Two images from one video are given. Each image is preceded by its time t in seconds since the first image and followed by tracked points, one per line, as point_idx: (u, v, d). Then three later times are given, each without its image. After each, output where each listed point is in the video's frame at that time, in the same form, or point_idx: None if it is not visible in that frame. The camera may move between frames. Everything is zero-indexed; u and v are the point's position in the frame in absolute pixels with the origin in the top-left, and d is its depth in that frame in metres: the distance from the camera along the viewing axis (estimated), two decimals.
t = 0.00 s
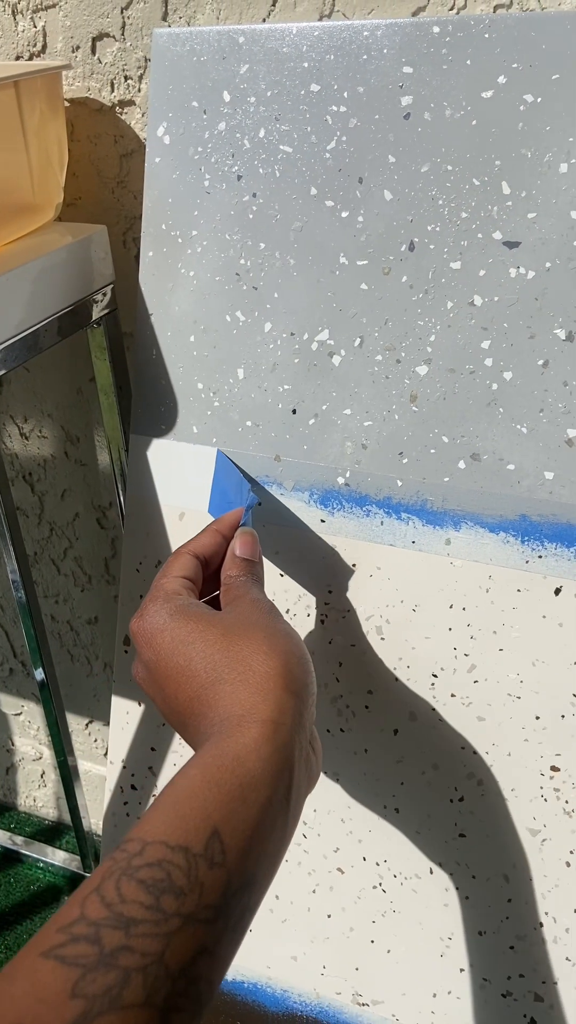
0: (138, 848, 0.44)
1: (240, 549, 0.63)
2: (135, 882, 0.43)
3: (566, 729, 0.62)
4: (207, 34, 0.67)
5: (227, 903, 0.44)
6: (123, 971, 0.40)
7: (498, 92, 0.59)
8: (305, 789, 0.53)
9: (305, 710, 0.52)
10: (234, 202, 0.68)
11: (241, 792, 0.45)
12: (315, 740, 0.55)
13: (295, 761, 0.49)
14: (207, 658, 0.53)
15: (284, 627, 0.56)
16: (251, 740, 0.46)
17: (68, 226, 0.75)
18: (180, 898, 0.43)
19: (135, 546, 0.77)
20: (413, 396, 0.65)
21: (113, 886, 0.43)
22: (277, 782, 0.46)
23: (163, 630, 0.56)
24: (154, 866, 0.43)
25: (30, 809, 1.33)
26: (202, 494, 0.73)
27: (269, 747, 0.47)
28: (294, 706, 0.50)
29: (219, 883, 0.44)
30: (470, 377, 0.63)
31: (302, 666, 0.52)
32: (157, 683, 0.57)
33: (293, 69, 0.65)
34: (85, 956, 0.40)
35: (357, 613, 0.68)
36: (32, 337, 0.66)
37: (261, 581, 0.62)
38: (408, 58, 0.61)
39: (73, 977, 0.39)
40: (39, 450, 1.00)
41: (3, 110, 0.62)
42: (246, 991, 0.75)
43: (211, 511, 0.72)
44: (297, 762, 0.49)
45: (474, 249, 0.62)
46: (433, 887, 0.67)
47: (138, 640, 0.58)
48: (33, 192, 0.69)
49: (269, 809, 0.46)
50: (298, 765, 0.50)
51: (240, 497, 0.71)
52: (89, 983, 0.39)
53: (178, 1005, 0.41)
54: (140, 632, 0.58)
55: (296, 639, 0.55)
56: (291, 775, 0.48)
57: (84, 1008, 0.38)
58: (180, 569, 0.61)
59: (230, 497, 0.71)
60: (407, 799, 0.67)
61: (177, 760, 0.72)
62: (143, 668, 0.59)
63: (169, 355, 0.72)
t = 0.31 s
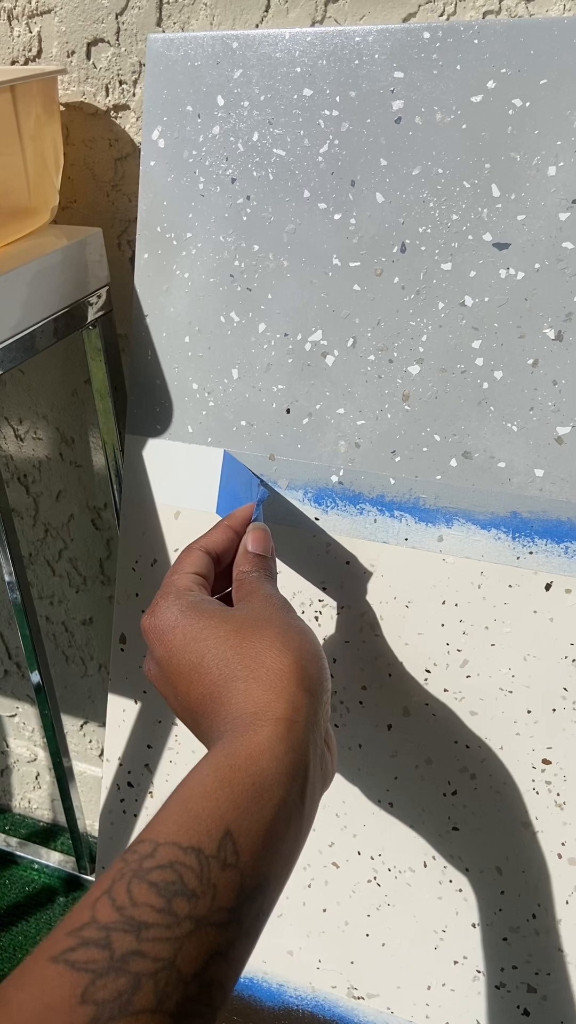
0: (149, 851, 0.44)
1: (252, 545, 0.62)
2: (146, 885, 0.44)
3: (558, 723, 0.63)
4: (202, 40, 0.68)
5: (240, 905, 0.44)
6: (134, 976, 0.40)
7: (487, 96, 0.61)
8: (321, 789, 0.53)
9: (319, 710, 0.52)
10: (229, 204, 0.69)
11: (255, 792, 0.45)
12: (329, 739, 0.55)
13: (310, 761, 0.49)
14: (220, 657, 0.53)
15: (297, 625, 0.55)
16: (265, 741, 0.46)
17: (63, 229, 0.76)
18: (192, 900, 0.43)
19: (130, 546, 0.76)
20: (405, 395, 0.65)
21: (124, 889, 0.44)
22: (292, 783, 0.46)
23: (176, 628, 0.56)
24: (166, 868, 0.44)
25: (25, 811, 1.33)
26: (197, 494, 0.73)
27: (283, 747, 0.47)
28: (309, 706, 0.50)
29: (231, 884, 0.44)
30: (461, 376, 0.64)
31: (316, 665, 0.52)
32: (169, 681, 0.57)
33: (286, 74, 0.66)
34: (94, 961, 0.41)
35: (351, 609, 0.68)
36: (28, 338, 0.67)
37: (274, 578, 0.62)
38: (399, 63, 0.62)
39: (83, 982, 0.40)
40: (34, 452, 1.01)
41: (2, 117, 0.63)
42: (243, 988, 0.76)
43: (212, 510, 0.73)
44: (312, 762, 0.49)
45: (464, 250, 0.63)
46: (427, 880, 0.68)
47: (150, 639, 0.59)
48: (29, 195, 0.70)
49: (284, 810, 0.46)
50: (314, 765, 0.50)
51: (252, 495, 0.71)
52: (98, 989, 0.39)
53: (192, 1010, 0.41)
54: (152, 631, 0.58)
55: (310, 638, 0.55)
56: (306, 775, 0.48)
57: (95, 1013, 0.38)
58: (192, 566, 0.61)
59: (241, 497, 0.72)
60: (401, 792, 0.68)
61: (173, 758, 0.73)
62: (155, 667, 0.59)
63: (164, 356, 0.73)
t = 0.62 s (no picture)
0: (152, 853, 0.44)
1: (260, 544, 0.63)
2: (150, 888, 0.43)
3: (546, 721, 0.64)
4: (194, 50, 0.69)
5: (245, 907, 0.44)
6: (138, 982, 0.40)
7: (474, 106, 0.62)
8: (327, 790, 0.53)
9: (326, 711, 0.51)
10: (220, 211, 0.70)
11: (261, 794, 0.45)
12: (336, 740, 0.55)
13: (317, 762, 0.49)
14: (226, 656, 0.53)
15: (304, 625, 0.55)
16: (271, 741, 0.46)
17: (57, 235, 0.77)
18: (196, 905, 0.43)
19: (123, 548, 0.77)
20: (395, 398, 0.67)
21: (128, 892, 0.43)
22: (298, 784, 0.46)
23: (181, 628, 0.56)
24: (169, 871, 0.43)
25: (19, 815, 1.33)
26: (190, 494, 0.74)
27: (290, 747, 0.47)
28: (316, 706, 0.50)
29: (236, 887, 0.44)
30: (450, 380, 0.65)
31: (323, 665, 0.52)
32: (175, 681, 0.57)
33: (276, 83, 0.67)
34: (97, 966, 0.40)
35: (343, 610, 0.69)
36: (23, 343, 0.68)
37: (281, 576, 0.63)
38: (388, 73, 0.64)
39: (85, 988, 0.39)
40: (28, 456, 1.01)
41: None
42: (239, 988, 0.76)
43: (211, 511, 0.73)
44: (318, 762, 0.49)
45: (452, 256, 0.64)
46: (418, 876, 0.68)
47: (155, 638, 0.59)
48: (24, 201, 0.71)
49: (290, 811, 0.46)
50: (320, 766, 0.50)
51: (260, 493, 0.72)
52: (101, 994, 0.39)
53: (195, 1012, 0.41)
54: (158, 630, 0.58)
55: (317, 637, 0.55)
56: (312, 776, 0.48)
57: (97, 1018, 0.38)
58: (199, 565, 0.62)
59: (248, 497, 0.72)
60: (393, 791, 0.69)
61: (167, 759, 0.74)
62: (160, 666, 0.59)
63: (157, 360, 0.74)
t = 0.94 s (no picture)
0: (168, 861, 0.44)
1: (275, 548, 0.63)
2: (165, 898, 0.43)
3: (534, 718, 0.64)
4: (184, 56, 0.70)
5: (264, 917, 0.44)
6: (152, 994, 0.40)
7: (460, 111, 0.63)
8: (347, 796, 0.52)
9: (345, 716, 0.51)
10: (211, 215, 0.71)
11: (278, 802, 0.44)
12: (354, 744, 0.55)
13: (336, 768, 0.49)
14: (243, 661, 0.52)
15: (321, 628, 0.55)
16: (289, 748, 0.46)
17: (49, 239, 0.77)
18: (213, 915, 0.43)
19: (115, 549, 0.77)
20: (384, 399, 0.67)
21: (143, 902, 0.43)
22: (317, 792, 0.46)
23: (197, 631, 0.56)
24: (185, 880, 0.43)
25: (12, 818, 1.33)
26: (182, 495, 0.74)
27: (309, 753, 0.46)
28: (335, 711, 0.49)
29: (254, 897, 0.43)
30: (437, 381, 0.66)
31: (341, 668, 0.52)
32: (191, 685, 0.57)
33: (265, 89, 0.68)
34: (112, 978, 0.40)
35: (333, 609, 0.70)
36: (15, 347, 0.68)
37: (298, 579, 0.62)
38: (375, 78, 0.65)
39: (100, 999, 0.39)
40: (20, 458, 1.02)
41: None
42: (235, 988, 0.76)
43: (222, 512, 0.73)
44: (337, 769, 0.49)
45: (439, 259, 0.65)
46: (409, 873, 0.69)
47: (171, 642, 0.59)
48: (16, 205, 0.72)
49: (309, 820, 0.45)
50: (340, 772, 0.49)
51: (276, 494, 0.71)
52: (115, 1007, 0.39)
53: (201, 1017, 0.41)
54: (173, 634, 0.58)
55: (335, 640, 0.54)
56: (331, 782, 0.48)
57: None
58: (214, 567, 0.61)
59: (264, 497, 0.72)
60: (384, 788, 0.69)
61: (160, 758, 0.74)
62: (176, 670, 0.59)
63: (149, 363, 0.74)
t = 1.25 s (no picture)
0: (174, 870, 0.44)
1: (282, 550, 0.62)
2: (171, 908, 0.43)
3: (523, 716, 0.65)
4: (174, 64, 0.71)
5: (271, 925, 0.44)
6: (157, 1006, 0.39)
7: (447, 119, 0.64)
8: (355, 800, 0.52)
9: (354, 721, 0.51)
10: (202, 221, 0.72)
11: (285, 812, 0.44)
12: (362, 749, 0.55)
13: (344, 775, 0.48)
14: (250, 666, 0.52)
15: (329, 632, 0.54)
16: (296, 756, 0.46)
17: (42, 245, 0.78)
18: (219, 924, 0.43)
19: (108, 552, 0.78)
20: (373, 402, 0.68)
21: (149, 912, 0.43)
22: (325, 800, 0.46)
23: (203, 636, 0.56)
24: (190, 891, 0.43)
25: (6, 822, 1.33)
26: (174, 498, 0.75)
27: (316, 761, 0.46)
28: (343, 717, 0.49)
29: (260, 904, 0.43)
30: (426, 384, 0.67)
31: (349, 673, 0.51)
32: (198, 690, 0.56)
33: (255, 96, 0.69)
34: (116, 989, 0.40)
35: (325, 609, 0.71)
36: (8, 351, 0.69)
37: (305, 583, 0.62)
38: (363, 86, 0.66)
39: (105, 1010, 0.39)
40: (14, 462, 1.02)
41: None
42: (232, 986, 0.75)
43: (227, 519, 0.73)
44: (345, 775, 0.49)
45: (427, 264, 0.66)
46: (400, 871, 0.70)
47: (176, 646, 0.58)
48: (9, 210, 0.73)
49: (316, 827, 0.45)
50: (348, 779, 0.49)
51: (281, 498, 0.71)
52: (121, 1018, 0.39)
53: None
54: (179, 638, 0.58)
55: (342, 644, 0.53)
56: (339, 789, 0.48)
57: None
58: (221, 571, 0.61)
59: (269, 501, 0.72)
60: (375, 787, 0.70)
61: (154, 758, 0.74)
62: (182, 674, 0.59)
63: (141, 367, 0.75)
